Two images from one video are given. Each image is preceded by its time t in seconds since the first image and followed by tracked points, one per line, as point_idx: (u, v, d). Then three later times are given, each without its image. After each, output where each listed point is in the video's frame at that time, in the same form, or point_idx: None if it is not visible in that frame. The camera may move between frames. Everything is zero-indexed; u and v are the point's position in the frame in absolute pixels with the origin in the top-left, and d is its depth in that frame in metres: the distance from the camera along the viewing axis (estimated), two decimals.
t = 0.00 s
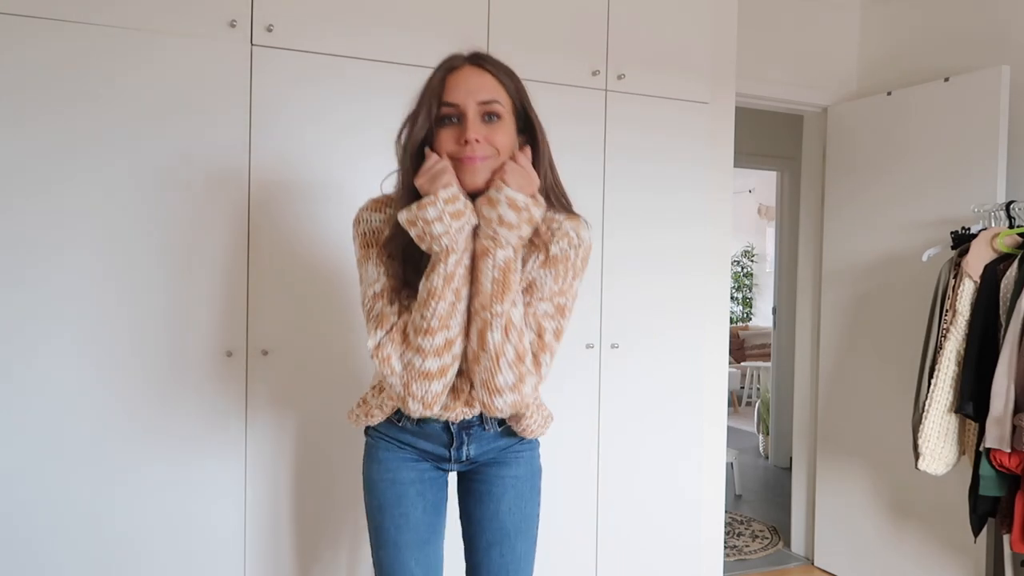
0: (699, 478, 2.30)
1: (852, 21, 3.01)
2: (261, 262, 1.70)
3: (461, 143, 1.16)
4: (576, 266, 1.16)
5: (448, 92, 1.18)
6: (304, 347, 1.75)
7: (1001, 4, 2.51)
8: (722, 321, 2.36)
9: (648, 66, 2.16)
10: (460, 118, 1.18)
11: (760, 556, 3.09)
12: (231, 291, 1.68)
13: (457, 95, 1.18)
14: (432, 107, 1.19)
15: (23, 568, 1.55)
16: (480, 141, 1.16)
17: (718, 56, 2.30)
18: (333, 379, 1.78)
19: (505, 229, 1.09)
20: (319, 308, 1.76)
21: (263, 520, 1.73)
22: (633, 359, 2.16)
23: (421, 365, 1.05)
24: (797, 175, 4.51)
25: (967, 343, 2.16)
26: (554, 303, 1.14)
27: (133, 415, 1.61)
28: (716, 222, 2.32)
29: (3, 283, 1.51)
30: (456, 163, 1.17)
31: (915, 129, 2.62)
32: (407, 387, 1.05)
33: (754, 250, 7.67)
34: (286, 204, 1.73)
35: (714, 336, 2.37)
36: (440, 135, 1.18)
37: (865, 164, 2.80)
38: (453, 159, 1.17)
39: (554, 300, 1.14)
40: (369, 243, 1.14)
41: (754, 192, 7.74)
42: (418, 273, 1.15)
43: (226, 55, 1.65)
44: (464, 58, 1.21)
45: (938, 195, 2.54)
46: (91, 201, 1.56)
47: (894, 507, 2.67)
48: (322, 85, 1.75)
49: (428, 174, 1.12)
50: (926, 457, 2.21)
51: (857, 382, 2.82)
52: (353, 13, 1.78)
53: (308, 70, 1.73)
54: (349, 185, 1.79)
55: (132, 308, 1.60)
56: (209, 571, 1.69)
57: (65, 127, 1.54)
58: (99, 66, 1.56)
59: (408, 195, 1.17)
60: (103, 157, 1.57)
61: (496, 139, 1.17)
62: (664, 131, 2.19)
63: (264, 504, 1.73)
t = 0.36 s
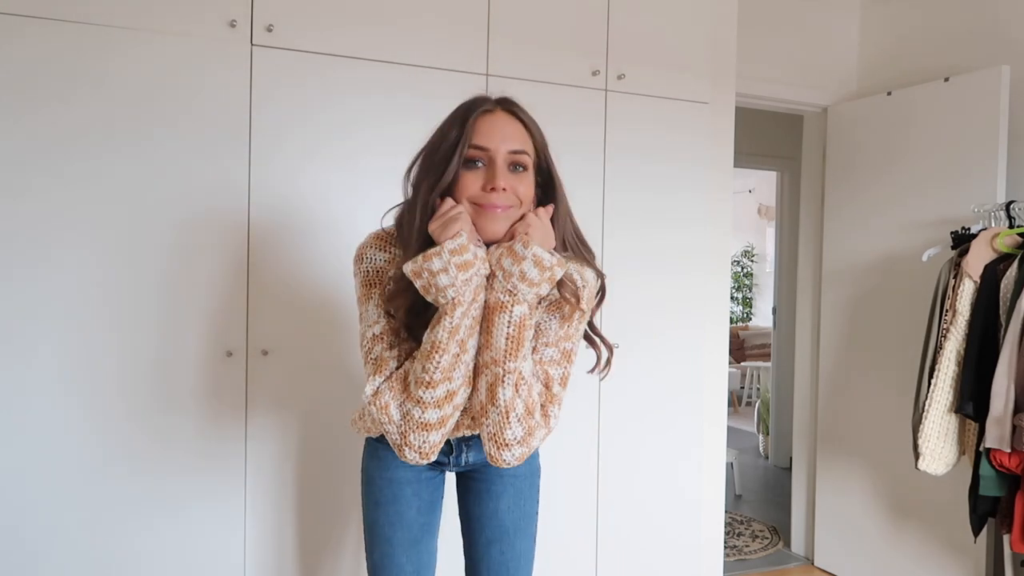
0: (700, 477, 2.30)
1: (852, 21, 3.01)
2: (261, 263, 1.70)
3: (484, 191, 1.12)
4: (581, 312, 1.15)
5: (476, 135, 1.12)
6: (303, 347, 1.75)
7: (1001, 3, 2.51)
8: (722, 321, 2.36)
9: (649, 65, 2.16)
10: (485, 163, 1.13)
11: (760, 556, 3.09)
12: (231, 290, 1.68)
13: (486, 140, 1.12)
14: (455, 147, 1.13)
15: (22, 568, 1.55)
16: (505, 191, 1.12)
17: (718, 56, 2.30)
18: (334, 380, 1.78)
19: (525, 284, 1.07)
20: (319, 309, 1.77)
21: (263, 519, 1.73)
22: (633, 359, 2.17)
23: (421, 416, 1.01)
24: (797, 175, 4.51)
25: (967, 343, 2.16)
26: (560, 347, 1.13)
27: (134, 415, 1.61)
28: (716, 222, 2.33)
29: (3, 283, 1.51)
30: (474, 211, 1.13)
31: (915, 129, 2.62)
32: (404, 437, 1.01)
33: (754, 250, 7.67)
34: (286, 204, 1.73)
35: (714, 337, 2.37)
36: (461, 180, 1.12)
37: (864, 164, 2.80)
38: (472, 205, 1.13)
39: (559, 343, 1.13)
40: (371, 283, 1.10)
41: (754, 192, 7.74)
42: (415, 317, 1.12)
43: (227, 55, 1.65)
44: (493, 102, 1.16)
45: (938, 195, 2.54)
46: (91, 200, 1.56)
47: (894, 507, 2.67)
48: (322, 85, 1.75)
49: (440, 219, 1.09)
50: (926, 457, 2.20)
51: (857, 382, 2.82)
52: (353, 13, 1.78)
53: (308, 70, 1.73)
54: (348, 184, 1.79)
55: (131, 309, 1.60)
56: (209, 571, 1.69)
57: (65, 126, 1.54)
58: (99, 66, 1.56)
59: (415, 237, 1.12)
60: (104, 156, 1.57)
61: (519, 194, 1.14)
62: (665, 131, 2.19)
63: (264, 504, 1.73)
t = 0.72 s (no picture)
0: (700, 477, 2.30)
1: (852, 21, 3.01)
2: (261, 262, 1.70)
3: (480, 177, 1.06)
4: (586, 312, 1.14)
5: (470, 121, 1.08)
6: (303, 347, 1.75)
7: (1001, 3, 2.51)
8: (722, 321, 2.36)
9: (649, 65, 2.16)
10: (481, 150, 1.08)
11: (760, 556, 3.09)
12: (231, 290, 1.68)
13: (481, 125, 1.07)
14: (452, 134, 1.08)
15: (21, 568, 1.55)
16: (501, 176, 1.06)
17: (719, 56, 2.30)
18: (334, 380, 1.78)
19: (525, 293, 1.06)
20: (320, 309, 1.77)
21: (263, 519, 1.73)
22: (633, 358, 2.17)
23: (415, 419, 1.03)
24: (797, 175, 4.51)
25: (967, 343, 2.16)
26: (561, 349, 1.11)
27: (133, 415, 1.61)
28: (716, 222, 2.33)
29: (3, 283, 1.51)
30: (469, 200, 1.06)
31: (915, 129, 2.62)
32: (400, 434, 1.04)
33: (754, 250, 7.67)
34: (286, 204, 1.73)
35: (715, 337, 2.37)
36: (455, 167, 1.07)
37: (865, 164, 2.80)
38: (467, 194, 1.06)
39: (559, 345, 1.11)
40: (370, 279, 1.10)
41: (754, 192, 7.75)
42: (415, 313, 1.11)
43: (226, 55, 1.65)
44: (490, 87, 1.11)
45: (938, 195, 2.54)
46: (90, 200, 1.56)
47: (894, 507, 2.67)
48: (323, 85, 1.75)
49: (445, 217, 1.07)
50: (926, 457, 2.20)
51: (857, 382, 2.82)
52: (353, 14, 1.78)
53: (308, 70, 1.73)
54: (348, 184, 1.79)
55: (131, 309, 1.60)
56: (209, 571, 1.69)
57: (64, 126, 1.54)
58: (99, 66, 1.56)
59: (410, 230, 1.09)
60: (104, 156, 1.57)
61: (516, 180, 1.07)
62: (664, 131, 2.19)
63: (264, 504, 1.73)
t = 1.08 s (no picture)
0: (700, 477, 2.30)
1: (852, 21, 3.01)
2: (261, 262, 1.70)
3: (477, 191, 1.06)
4: (585, 325, 1.15)
5: (468, 132, 1.07)
6: (303, 347, 1.75)
7: (1001, 3, 2.51)
8: (722, 321, 2.36)
9: (649, 65, 2.16)
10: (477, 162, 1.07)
11: (760, 556, 3.09)
12: (231, 290, 1.68)
13: (476, 138, 1.07)
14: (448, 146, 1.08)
15: (21, 568, 1.55)
16: (498, 190, 1.06)
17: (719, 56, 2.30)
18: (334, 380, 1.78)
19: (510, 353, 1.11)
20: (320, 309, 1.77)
21: (263, 519, 1.73)
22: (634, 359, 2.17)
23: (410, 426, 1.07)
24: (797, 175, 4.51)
25: (967, 343, 2.16)
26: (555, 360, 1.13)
27: (134, 415, 1.61)
28: (715, 222, 2.33)
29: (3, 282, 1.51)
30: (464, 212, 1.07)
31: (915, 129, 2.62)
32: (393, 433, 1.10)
33: (754, 250, 7.67)
34: (286, 204, 1.73)
35: (715, 336, 2.37)
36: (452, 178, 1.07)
37: (864, 163, 2.80)
38: (462, 206, 1.07)
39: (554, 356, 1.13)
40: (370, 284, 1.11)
41: (754, 192, 7.74)
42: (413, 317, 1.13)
43: (226, 55, 1.65)
44: (488, 97, 1.10)
45: (938, 195, 2.54)
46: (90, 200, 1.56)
47: (894, 507, 2.67)
48: (324, 85, 1.75)
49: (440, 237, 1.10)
50: (926, 457, 2.20)
51: (858, 381, 2.82)
52: (353, 13, 1.78)
53: (308, 70, 1.73)
54: (348, 184, 1.79)
55: (131, 309, 1.60)
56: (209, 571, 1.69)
57: (64, 125, 1.54)
58: (99, 65, 1.56)
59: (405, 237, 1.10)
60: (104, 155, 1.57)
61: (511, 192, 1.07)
62: (665, 131, 2.19)
63: (264, 504, 1.73)
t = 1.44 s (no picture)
0: (700, 477, 2.30)
1: (852, 21, 3.01)
2: (262, 261, 1.71)
3: (467, 164, 1.07)
4: (585, 288, 1.14)
5: (449, 112, 1.07)
6: (303, 346, 1.75)
7: (1001, 3, 2.51)
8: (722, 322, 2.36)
9: (649, 65, 2.16)
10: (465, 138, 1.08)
11: (760, 556, 3.09)
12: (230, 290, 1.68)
13: (462, 112, 1.07)
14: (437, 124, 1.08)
15: (20, 569, 1.54)
16: (488, 162, 1.08)
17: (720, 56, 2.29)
18: (335, 380, 1.78)
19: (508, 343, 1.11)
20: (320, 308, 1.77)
21: (263, 519, 1.73)
22: (634, 358, 2.17)
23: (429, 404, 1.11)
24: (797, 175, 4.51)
25: (967, 343, 2.16)
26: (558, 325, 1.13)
27: (133, 416, 1.61)
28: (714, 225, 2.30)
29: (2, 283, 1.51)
30: (461, 186, 1.09)
31: (915, 128, 2.62)
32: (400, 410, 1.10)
33: (754, 250, 7.67)
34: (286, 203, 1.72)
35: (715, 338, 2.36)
36: (443, 152, 1.08)
37: (864, 163, 2.81)
38: (458, 181, 1.09)
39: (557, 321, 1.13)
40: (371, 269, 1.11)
41: (754, 192, 7.75)
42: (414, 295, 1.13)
43: (226, 55, 1.65)
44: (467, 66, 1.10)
45: (939, 196, 2.54)
46: (91, 201, 1.56)
47: (894, 507, 2.67)
48: (324, 85, 1.75)
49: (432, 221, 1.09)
50: (926, 457, 2.20)
51: (858, 381, 2.82)
52: (353, 13, 1.78)
53: (308, 70, 1.73)
54: (347, 183, 1.79)
55: (132, 311, 1.60)
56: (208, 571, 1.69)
57: (64, 127, 1.53)
58: (99, 65, 1.55)
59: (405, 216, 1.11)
60: (103, 156, 1.57)
61: (501, 163, 1.09)
62: (665, 131, 2.19)
63: (264, 505, 1.73)
